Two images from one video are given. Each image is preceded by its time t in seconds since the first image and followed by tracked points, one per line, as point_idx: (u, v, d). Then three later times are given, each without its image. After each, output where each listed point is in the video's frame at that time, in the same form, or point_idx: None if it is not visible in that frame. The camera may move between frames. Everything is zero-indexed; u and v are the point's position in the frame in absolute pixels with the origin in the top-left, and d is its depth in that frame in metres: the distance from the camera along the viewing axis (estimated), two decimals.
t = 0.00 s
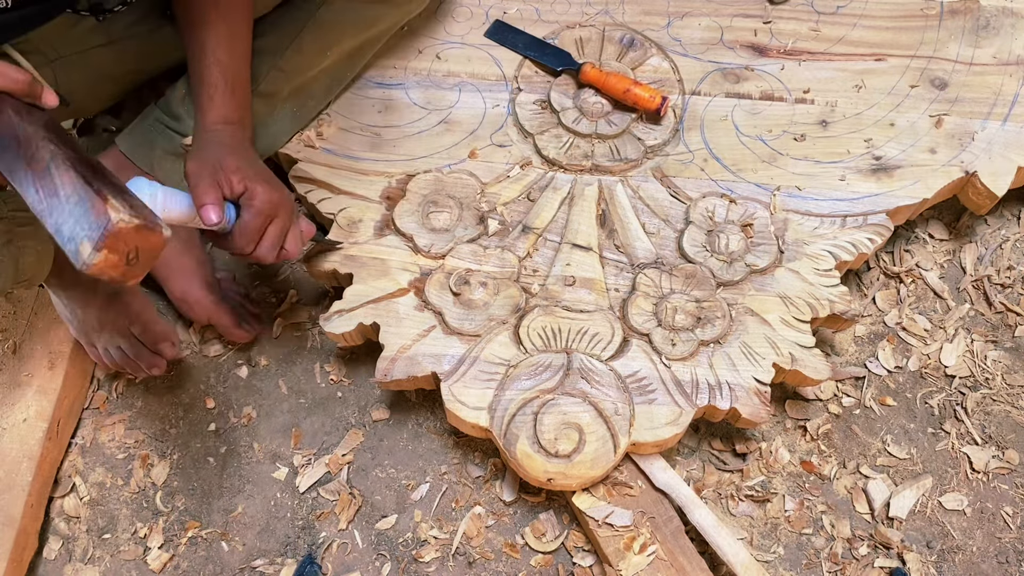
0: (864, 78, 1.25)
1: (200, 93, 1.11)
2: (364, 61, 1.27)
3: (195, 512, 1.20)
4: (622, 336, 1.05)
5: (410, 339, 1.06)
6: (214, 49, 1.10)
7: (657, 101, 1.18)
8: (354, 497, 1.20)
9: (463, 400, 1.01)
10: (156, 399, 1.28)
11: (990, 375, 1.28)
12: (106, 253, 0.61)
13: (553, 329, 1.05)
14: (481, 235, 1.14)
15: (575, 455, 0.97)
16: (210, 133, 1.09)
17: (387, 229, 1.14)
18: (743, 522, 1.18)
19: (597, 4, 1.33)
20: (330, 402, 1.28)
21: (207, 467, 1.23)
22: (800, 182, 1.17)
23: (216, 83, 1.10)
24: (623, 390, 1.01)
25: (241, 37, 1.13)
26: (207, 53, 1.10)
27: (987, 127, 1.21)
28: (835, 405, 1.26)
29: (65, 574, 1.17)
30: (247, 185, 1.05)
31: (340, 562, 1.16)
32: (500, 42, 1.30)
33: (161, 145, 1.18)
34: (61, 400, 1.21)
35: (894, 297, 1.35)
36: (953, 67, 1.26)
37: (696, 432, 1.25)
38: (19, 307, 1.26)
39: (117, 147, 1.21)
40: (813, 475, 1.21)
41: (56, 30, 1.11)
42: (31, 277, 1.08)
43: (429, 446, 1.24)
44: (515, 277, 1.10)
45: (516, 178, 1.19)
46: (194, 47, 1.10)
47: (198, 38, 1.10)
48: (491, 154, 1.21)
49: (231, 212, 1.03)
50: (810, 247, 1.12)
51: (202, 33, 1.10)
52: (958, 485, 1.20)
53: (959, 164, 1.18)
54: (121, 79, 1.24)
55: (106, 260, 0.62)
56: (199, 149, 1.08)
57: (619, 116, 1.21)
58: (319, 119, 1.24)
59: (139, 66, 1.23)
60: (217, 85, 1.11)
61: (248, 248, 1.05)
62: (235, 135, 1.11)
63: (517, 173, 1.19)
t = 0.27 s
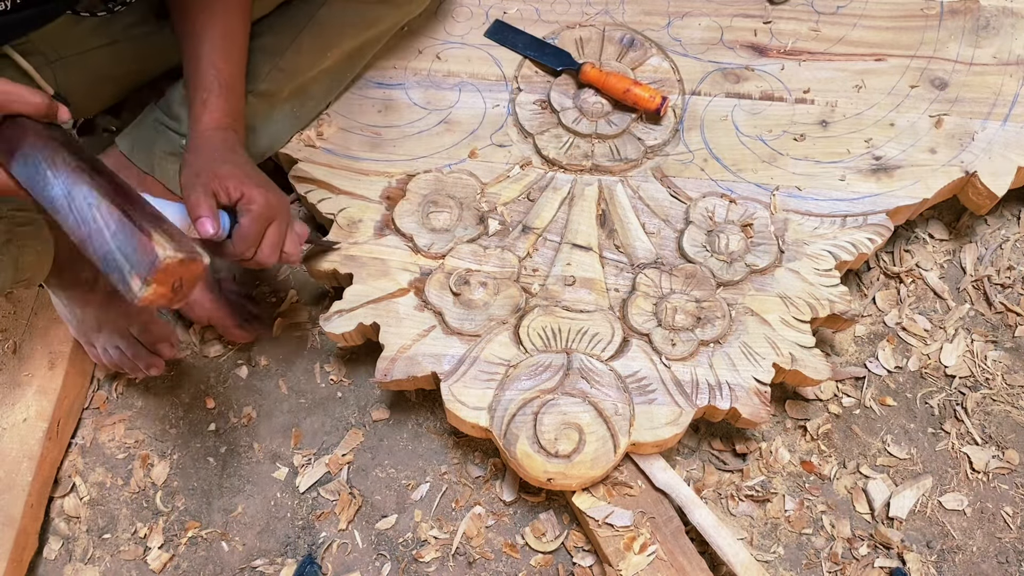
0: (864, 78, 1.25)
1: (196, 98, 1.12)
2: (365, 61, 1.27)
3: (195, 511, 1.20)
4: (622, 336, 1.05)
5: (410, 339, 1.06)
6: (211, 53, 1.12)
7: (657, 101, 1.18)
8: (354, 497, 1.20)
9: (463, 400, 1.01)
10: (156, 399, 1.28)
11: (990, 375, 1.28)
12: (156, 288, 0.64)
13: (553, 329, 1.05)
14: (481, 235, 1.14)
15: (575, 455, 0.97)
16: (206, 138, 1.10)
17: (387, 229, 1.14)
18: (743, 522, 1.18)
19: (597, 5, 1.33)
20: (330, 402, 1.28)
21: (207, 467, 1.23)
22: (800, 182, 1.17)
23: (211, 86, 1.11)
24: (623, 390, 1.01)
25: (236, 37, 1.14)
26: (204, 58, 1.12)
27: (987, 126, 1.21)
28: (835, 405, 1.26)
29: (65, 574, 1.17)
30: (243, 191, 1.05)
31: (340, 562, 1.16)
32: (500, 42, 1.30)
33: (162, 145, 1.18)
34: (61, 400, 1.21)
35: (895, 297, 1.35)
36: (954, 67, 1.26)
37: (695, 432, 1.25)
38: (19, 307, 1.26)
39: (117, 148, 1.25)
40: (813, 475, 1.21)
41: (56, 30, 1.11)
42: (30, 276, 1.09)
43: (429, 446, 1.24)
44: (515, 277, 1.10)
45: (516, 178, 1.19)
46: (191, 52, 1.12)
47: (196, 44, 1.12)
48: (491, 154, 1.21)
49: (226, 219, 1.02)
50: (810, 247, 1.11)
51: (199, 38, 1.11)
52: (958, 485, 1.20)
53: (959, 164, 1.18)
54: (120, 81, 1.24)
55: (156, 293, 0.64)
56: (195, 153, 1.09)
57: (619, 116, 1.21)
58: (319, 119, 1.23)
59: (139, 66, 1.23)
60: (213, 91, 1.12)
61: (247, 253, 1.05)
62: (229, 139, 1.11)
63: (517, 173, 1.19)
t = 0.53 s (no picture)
0: (864, 78, 1.25)
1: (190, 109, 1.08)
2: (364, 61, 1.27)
3: (195, 512, 1.20)
4: (622, 336, 1.05)
5: (410, 339, 1.06)
6: (206, 63, 1.09)
7: (657, 101, 1.18)
8: (354, 497, 1.20)
9: (463, 400, 1.01)
10: (156, 399, 1.28)
11: (989, 375, 1.28)
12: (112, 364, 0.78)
13: (553, 329, 1.05)
14: (481, 235, 1.14)
15: (575, 455, 0.97)
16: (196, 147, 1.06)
17: (387, 229, 1.14)
18: (743, 522, 1.18)
19: (597, 5, 1.33)
20: (330, 402, 1.28)
21: (207, 467, 1.23)
22: (800, 182, 1.17)
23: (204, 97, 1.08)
24: (623, 390, 1.01)
25: (234, 49, 1.11)
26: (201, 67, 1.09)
27: (987, 126, 1.21)
28: (835, 405, 1.26)
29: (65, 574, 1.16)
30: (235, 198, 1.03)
31: (340, 562, 1.16)
32: (500, 42, 1.30)
33: (160, 151, 1.17)
34: (61, 400, 1.21)
35: (894, 297, 1.35)
36: (953, 67, 1.26)
37: (696, 432, 1.24)
38: (19, 307, 1.24)
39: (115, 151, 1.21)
40: (813, 475, 1.21)
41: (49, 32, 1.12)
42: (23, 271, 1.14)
43: (429, 446, 1.24)
44: (515, 277, 1.10)
45: (516, 178, 1.19)
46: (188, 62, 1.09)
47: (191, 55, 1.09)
48: (491, 154, 1.21)
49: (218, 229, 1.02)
50: (810, 247, 1.11)
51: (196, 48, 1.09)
52: (958, 485, 1.20)
53: (959, 164, 1.18)
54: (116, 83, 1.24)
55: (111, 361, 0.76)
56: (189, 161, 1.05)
57: (619, 116, 1.21)
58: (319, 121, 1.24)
59: (134, 68, 1.23)
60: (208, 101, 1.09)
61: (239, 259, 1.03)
62: (222, 149, 1.08)
63: (516, 173, 1.19)
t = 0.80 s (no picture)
0: (864, 79, 1.25)
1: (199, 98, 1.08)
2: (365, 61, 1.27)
3: (195, 512, 1.20)
4: (622, 336, 1.05)
5: (410, 339, 1.06)
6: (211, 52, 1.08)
7: (657, 101, 1.18)
8: (354, 497, 1.20)
9: (463, 400, 1.02)
10: (156, 399, 1.28)
11: (990, 375, 1.28)
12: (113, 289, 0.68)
13: (553, 329, 1.05)
14: (481, 236, 1.14)
15: (575, 455, 0.97)
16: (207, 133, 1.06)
17: (387, 229, 1.14)
18: (743, 522, 1.18)
19: (597, 5, 1.33)
20: (330, 402, 1.28)
21: (207, 467, 1.23)
22: (800, 182, 1.17)
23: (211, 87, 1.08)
24: (623, 390, 1.01)
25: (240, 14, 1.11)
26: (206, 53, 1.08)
27: (987, 127, 1.21)
28: (835, 405, 1.26)
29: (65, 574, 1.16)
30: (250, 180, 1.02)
31: (340, 562, 1.16)
32: (501, 42, 1.30)
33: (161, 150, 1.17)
34: (61, 400, 1.21)
35: (894, 297, 1.35)
36: (953, 68, 1.26)
37: (696, 432, 1.24)
38: (19, 307, 1.24)
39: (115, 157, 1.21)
40: (813, 475, 1.21)
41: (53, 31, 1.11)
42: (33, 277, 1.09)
43: (429, 447, 1.24)
44: (515, 278, 1.10)
45: (516, 178, 1.19)
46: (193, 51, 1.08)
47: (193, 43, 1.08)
48: (491, 154, 1.21)
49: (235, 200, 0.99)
50: (810, 247, 1.12)
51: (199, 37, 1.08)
52: (958, 485, 1.20)
53: (959, 164, 1.18)
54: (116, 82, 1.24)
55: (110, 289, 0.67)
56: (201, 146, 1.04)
57: (619, 116, 1.21)
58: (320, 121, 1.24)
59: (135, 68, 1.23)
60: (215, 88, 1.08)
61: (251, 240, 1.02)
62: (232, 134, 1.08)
63: (517, 173, 1.19)
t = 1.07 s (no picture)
0: (864, 78, 1.25)
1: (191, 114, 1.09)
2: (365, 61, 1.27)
3: (195, 512, 1.20)
4: (622, 336, 1.05)
5: (410, 339, 1.06)
6: (202, 69, 1.08)
7: (657, 101, 1.18)
8: (354, 497, 1.20)
9: (463, 400, 1.02)
10: (156, 399, 1.28)
11: (990, 375, 1.28)
12: (95, 259, 0.61)
13: (553, 329, 1.05)
14: (481, 235, 1.14)
15: (575, 456, 0.97)
16: (200, 153, 1.07)
17: (387, 229, 1.14)
18: (743, 521, 1.18)
19: (597, 4, 1.33)
20: (330, 402, 1.28)
21: (207, 467, 1.23)
22: (800, 182, 1.17)
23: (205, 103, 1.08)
24: (623, 390, 1.01)
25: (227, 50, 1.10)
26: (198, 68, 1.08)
27: (987, 126, 1.21)
28: (835, 405, 1.26)
29: (65, 574, 1.16)
30: (245, 199, 1.03)
31: (340, 562, 1.16)
32: (500, 42, 1.30)
33: (161, 150, 1.17)
34: (61, 400, 1.21)
35: (895, 297, 1.35)
36: (953, 67, 1.26)
37: (696, 432, 1.24)
38: (18, 307, 1.26)
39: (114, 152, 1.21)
40: (813, 475, 1.21)
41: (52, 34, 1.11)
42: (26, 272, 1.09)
43: (429, 446, 1.24)
44: (515, 277, 1.10)
45: (516, 178, 1.19)
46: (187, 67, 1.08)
47: (186, 57, 1.08)
48: (491, 154, 1.21)
49: (230, 226, 1.02)
50: (810, 247, 1.11)
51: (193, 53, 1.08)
52: (958, 485, 1.20)
53: (959, 164, 1.18)
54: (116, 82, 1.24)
55: (95, 265, 0.61)
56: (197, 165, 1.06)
57: (619, 116, 1.21)
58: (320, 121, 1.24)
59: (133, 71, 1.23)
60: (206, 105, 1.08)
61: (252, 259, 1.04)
62: (226, 151, 1.09)
63: (517, 173, 1.19)
